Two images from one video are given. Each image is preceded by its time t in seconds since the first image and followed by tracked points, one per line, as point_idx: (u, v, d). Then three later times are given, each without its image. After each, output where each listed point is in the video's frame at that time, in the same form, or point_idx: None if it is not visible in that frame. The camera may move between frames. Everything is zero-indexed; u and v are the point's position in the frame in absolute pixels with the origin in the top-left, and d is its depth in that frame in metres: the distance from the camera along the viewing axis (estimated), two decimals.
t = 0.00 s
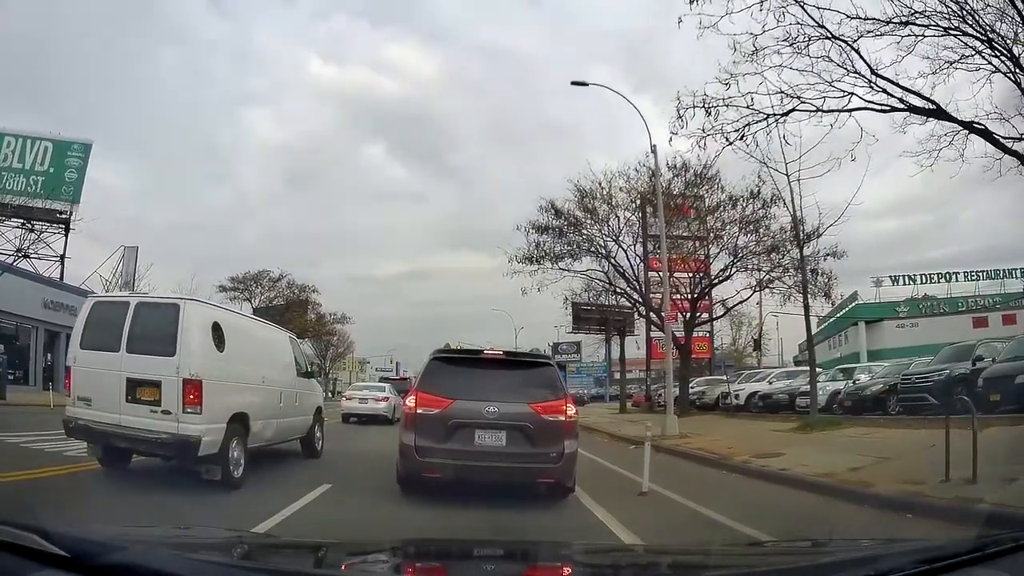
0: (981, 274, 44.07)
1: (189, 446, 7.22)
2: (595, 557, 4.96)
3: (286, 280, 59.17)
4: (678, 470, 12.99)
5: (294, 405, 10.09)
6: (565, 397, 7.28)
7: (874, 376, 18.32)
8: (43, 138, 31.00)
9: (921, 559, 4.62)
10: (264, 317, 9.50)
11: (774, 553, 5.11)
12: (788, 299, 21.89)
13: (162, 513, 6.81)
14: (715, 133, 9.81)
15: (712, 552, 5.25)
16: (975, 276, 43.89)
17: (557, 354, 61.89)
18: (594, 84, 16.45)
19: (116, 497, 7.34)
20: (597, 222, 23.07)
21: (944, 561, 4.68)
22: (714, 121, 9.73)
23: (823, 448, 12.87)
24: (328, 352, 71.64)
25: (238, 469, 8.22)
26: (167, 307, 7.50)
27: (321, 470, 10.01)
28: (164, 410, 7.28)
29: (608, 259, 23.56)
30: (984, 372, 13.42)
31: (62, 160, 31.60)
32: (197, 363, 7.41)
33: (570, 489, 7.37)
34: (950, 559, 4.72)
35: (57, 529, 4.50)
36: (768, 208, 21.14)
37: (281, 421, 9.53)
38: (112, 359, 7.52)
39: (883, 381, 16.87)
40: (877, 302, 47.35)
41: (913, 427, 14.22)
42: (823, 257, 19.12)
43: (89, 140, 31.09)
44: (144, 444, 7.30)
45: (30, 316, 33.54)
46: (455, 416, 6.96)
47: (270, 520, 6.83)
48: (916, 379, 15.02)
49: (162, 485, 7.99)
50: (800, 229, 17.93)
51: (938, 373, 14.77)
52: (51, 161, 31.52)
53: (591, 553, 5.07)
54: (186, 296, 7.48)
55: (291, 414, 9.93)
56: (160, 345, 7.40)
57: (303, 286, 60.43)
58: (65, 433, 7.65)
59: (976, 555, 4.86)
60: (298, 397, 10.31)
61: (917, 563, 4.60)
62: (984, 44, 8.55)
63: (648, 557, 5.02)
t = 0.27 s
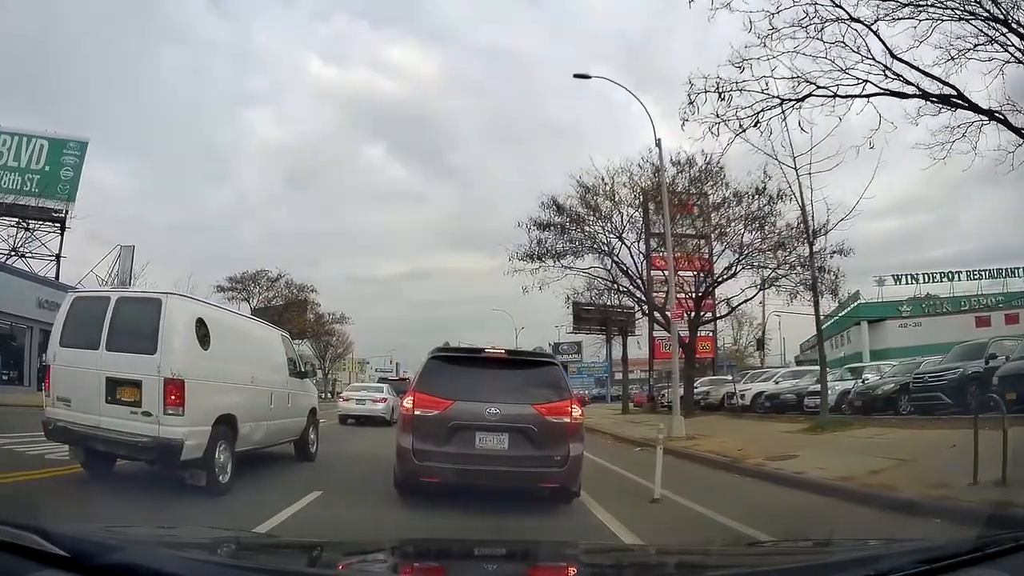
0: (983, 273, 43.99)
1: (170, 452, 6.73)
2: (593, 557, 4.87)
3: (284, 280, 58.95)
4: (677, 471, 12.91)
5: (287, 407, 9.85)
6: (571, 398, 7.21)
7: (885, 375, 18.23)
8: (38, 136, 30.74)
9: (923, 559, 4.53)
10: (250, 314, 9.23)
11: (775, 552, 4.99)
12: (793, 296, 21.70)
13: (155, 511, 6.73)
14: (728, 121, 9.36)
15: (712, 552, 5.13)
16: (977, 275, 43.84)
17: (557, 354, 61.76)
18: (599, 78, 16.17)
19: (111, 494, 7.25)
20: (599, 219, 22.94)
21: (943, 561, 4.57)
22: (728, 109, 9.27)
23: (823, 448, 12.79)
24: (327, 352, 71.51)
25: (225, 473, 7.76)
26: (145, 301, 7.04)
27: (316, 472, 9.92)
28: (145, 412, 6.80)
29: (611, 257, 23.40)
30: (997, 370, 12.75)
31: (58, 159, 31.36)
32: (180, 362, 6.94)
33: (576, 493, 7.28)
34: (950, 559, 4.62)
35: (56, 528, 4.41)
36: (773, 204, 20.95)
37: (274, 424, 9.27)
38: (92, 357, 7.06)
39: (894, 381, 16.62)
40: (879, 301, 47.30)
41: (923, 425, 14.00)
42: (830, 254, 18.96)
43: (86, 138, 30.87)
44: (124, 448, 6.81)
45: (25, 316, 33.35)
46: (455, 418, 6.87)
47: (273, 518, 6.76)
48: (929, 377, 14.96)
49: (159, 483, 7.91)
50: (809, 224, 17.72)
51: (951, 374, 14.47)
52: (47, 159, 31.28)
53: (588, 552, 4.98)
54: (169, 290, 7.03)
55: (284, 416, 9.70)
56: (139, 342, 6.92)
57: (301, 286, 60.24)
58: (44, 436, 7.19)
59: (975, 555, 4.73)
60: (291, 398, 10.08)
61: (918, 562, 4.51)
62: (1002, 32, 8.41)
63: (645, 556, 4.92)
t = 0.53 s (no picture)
0: (985, 272, 43.92)
1: (153, 454, 6.33)
2: (591, 557, 4.79)
3: (282, 279, 58.78)
4: (677, 471, 12.85)
5: (280, 408, 9.70)
6: (575, 399, 7.16)
7: (892, 373, 18.15)
8: (35, 133, 30.59)
9: (923, 559, 4.43)
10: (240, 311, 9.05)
11: (776, 552, 4.89)
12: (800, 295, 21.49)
13: (150, 512, 6.64)
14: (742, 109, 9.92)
15: (712, 552, 5.04)
16: (979, 274, 43.76)
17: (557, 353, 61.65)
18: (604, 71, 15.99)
19: (106, 495, 7.16)
20: (602, 215, 22.83)
21: (943, 562, 4.47)
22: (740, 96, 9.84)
23: (824, 448, 12.71)
24: (327, 351, 71.46)
25: (214, 478, 7.45)
26: (129, 296, 6.70)
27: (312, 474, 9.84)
28: (127, 412, 6.42)
29: (613, 255, 23.26)
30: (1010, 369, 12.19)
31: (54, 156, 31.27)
32: (164, 359, 6.55)
33: (580, 496, 7.20)
34: (951, 559, 4.52)
35: (53, 526, 4.33)
36: (779, 201, 20.82)
37: (266, 425, 9.11)
38: (74, 355, 6.72)
39: (903, 380, 16.52)
40: (881, 299, 47.23)
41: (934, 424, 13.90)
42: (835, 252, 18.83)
43: (84, 136, 30.77)
44: (106, 451, 6.45)
45: (22, 315, 33.27)
46: (455, 418, 6.79)
47: (270, 520, 6.69)
48: (939, 375, 14.83)
49: (155, 483, 7.84)
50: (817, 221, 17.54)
51: (961, 373, 14.39)
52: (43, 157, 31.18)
53: (586, 553, 4.89)
54: (152, 284, 6.68)
55: (277, 419, 9.55)
56: (122, 339, 6.56)
57: (300, 285, 60.15)
58: (27, 437, 6.87)
59: (976, 555, 4.64)
60: (285, 397, 9.96)
61: (918, 562, 4.41)
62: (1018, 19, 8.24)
63: (641, 556, 4.83)
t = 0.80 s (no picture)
0: (986, 271, 43.91)
1: (140, 456, 6.25)
2: (590, 557, 4.73)
3: (281, 279, 58.67)
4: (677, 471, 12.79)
5: (274, 409, 9.62)
6: (578, 399, 7.10)
7: (897, 373, 18.07)
8: (31, 131, 30.49)
9: (921, 559, 4.36)
10: (235, 309, 9.05)
11: (776, 552, 4.82)
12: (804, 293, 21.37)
13: (145, 515, 6.58)
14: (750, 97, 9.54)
15: (712, 552, 4.97)
16: (980, 274, 43.76)
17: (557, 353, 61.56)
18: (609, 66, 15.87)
19: (102, 496, 7.11)
20: (603, 213, 22.77)
21: (942, 561, 4.40)
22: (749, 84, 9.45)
23: (826, 449, 12.65)
24: (326, 351, 71.37)
25: (205, 481, 7.33)
26: (114, 293, 6.62)
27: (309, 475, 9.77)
28: (112, 413, 6.34)
29: (614, 252, 23.20)
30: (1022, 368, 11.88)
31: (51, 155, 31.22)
32: (151, 358, 6.46)
33: (583, 499, 7.15)
34: (950, 559, 4.45)
35: (49, 525, 4.27)
36: (782, 198, 20.71)
37: (259, 426, 9.02)
38: (60, 354, 6.65)
39: (911, 380, 16.47)
40: (882, 300, 47.19)
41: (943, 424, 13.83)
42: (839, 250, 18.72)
43: (81, 134, 30.70)
44: (92, 452, 6.37)
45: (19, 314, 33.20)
46: (455, 420, 6.74)
47: (266, 521, 6.64)
48: (947, 375, 14.77)
49: (151, 483, 7.79)
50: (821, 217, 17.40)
51: (971, 372, 14.34)
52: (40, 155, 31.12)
53: (585, 553, 4.83)
54: (139, 281, 6.60)
55: (271, 421, 9.47)
56: (107, 337, 6.47)
57: (299, 285, 60.06)
58: (14, 438, 6.81)
59: (975, 555, 4.57)
60: (279, 398, 9.89)
61: (916, 562, 4.34)
62: None
63: (639, 556, 4.77)
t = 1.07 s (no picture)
0: (987, 271, 43.90)
1: (132, 457, 6.19)
2: (591, 557, 4.68)
3: (279, 279, 58.40)
4: (677, 471, 12.75)
5: (270, 410, 9.58)
6: (580, 400, 7.06)
7: (902, 373, 18.01)
8: (30, 130, 30.44)
9: (922, 559, 4.31)
10: (235, 310, 9.06)
11: (778, 552, 4.76)
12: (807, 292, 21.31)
13: (142, 517, 6.54)
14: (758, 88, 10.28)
15: (712, 553, 4.92)
16: (981, 273, 43.74)
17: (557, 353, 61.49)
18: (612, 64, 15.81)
19: (99, 498, 7.06)
20: (605, 211, 22.71)
21: (941, 561, 4.36)
22: (755, 75, 10.16)
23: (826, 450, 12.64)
24: (325, 351, 71.25)
25: (198, 484, 7.28)
26: (105, 291, 6.57)
27: (307, 476, 9.73)
28: (102, 413, 6.30)
29: (616, 252, 23.14)
30: None
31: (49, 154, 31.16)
32: (143, 356, 6.41)
33: (585, 501, 7.10)
34: (950, 559, 4.41)
35: (47, 524, 4.22)
36: (785, 197, 20.64)
37: (255, 427, 8.98)
38: (50, 353, 6.62)
39: (916, 380, 16.43)
40: (883, 299, 47.15)
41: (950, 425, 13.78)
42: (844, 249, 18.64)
43: (79, 133, 30.65)
44: (81, 454, 6.30)
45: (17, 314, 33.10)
46: (455, 420, 6.70)
47: (264, 522, 6.63)
48: (953, 375, 14.73)
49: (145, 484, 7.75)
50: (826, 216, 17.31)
51: (978, 371, 14.30)
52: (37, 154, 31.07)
53: (586, 552, 4.79)
54: (131, 277, 6.55)
55: (267, 421, 9.43)
56: (99, 335, 6.43)
57: (298, 285, 59.98)
58: (4, 439, 6.76)
59: (974, 555, 4.52)
60: (275, 399, 9.84)
61: (916, 562, 4.30)
62: None
63: (641, 556, 4.72)
